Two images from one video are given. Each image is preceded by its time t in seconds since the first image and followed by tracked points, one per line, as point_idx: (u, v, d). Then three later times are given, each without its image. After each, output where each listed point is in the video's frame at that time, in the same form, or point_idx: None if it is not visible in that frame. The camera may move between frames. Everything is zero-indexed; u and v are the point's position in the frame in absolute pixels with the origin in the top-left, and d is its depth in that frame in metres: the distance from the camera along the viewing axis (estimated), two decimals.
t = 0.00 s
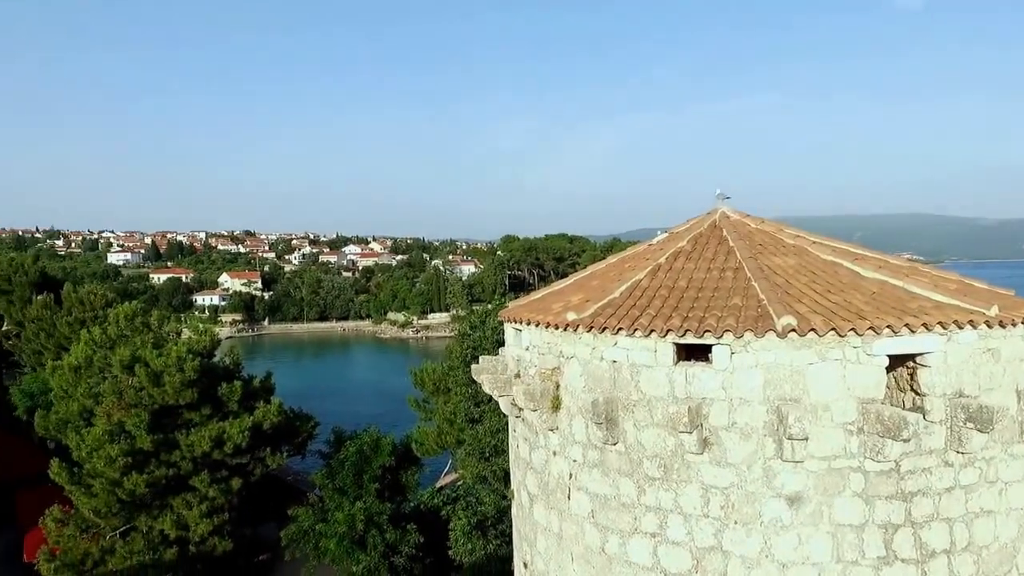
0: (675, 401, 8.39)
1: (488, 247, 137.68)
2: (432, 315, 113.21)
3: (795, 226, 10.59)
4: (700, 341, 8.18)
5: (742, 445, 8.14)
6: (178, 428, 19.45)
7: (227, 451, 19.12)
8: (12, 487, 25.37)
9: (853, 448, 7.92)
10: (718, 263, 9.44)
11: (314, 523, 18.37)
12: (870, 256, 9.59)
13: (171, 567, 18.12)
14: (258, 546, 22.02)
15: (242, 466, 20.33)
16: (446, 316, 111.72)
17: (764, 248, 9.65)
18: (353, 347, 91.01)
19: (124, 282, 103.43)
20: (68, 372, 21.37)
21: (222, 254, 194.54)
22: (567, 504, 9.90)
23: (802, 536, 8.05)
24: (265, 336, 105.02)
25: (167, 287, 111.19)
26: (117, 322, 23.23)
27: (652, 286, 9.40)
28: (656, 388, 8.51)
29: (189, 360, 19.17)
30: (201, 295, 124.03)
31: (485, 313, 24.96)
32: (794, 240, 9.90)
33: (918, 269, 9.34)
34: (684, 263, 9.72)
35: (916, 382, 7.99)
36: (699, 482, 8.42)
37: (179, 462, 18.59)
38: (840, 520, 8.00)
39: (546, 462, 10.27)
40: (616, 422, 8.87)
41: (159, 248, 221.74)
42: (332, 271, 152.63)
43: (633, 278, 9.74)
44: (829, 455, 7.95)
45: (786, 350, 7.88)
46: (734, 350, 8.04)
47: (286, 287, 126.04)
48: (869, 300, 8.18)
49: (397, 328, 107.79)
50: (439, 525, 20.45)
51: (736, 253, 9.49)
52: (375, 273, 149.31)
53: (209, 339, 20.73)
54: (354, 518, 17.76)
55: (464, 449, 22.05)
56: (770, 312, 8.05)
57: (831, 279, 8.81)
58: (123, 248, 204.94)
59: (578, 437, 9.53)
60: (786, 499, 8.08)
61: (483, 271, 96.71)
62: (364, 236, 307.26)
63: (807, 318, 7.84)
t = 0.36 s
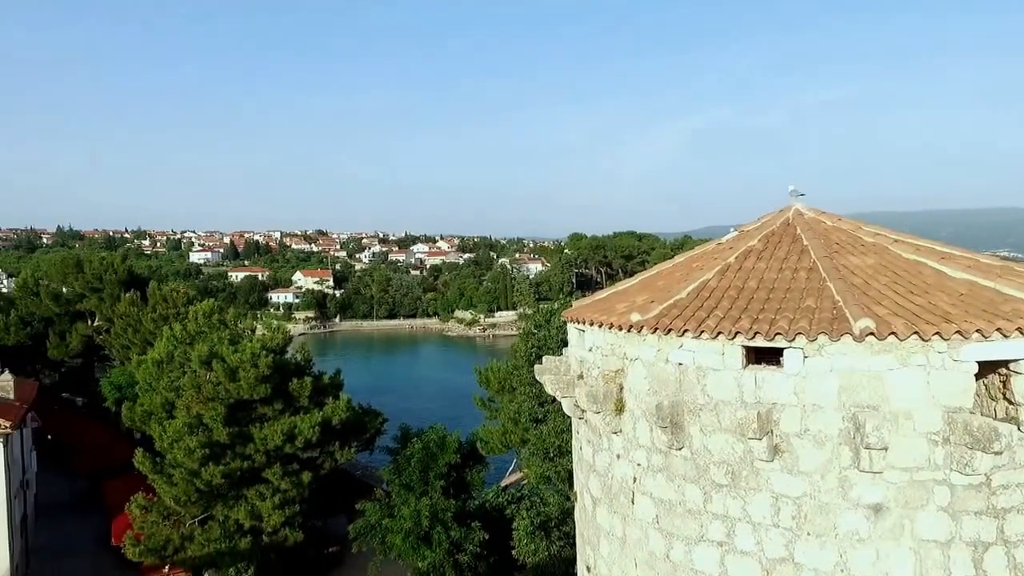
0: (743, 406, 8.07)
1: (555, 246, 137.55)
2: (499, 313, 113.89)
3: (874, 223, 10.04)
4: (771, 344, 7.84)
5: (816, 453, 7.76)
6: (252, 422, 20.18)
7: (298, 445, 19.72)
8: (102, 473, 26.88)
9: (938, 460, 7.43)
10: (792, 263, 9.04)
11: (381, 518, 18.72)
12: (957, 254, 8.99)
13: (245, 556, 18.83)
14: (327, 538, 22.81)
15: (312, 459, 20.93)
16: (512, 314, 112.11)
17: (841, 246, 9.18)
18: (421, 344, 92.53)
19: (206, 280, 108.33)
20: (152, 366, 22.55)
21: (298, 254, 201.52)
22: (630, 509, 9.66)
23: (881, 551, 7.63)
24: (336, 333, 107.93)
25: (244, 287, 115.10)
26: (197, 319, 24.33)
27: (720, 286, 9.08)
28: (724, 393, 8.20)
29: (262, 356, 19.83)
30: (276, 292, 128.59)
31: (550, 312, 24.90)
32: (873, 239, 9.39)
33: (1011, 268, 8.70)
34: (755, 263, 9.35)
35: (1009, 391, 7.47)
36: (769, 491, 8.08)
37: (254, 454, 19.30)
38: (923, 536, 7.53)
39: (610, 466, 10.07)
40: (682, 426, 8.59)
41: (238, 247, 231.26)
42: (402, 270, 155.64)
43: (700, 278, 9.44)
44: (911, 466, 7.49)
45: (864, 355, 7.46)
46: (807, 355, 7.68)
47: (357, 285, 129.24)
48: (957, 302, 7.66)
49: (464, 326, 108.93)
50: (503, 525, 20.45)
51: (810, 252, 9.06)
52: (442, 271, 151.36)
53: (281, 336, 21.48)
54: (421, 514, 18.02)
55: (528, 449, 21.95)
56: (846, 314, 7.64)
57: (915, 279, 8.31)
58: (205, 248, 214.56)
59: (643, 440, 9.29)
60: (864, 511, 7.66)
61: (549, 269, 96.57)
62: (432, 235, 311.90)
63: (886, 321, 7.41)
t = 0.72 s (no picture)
0: (817, 413, 7.75)
1: (620, 245, 136.10)
2: (563, 312, 113.50)
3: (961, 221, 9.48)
4: (847, 349, 7.51)
5: (897, 464, 7.37)
6: (322, 417, 20.67)
7: (365, 441, 20.09)
8: (183, 464, 28.14)
9: None
10: (870, 264, 8.63)
11: (446, 515, 18.95)
12: None
13: (315, 547, 19.43)
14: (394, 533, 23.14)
15: (379, 455, 21.35)
16: (577, 314, 111.72)
17: (925, 246, 8.70)
18: (486, 343, 93.25)
19: (280, 279, 111.99)
20: (229, 362, 23.51)
21: (367, 254, 206.44)
22: (697, 516, 9.41)
23: (969, 571, 7.18)
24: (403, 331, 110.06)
25: (315, 285, 119.17)
26: (271, 318, 25.22)
27: (793, 288, 8.75)
28: (796, 399, 7.89)
29: (332, 354, 20.33)
30: (346, 290, 131.89)
31: (614, 313, 24.47)
32: (960, 238, 8.86)
33: None
34: (830, 263, 8.97)
35: None
36: (845, 503, 7.73)
37: (323, 449, 19.80)
38: (1017, 557, 7.05)
39: (676, 471, 9.84)
40: (751, 433, 8.32)
41: (310, 247, 238.34)
42: (467, 269, 157.27)
43: (771, 279, 9.12)
44: (1002, 481, 7.02)
45: (950, 362, 7.04)
46: (887, 361, 7.31)
47: (423, 284, 131.18)
48: None
49: (529, 325, 109.18)
50: (567, 525, 20.32)
51: (890, 252, 8.63)
52: (507, 271, 152.07)
53: (350, 334, 22.03)
54: (484, 513, 18.13)
55: (592, 451, 21.65)
56: (930, 318, 7.23)
57: (1007, 282, 7.80)
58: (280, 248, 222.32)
59: (709, 446, 9.04)
60: (950, 527, 7.23)
61: (614, 269, 95.56)
62: (497, 234, 313.58)
63: (975, 326, 6.97)
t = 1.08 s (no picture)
0: (898, 423, 7.42)
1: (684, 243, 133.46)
2: (626, 311, 112.28)
3: None
4: (931, 356, 7.16)
5: (986, 479, 6.98)
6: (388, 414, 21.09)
7: (430, 438, 20.41)
8: (257, 457, 29.16)
9: None
10: (956, 266, 8.20)
11: (508, 514, 19.07)
12: None
13: (381, 540, 19.86)
14: (455, 529, 23.34)
15: (443, 453, 21.60)
16: (640, 313, 110.38)
17: (1017, 246, 8.21)
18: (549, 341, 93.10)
19: (346, 278, 114.98)
20: (300, 359, 24.26)
21: (431, 252, 209.32)
22: (767, 525, 9.16)
23: None
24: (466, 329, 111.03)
25: (381, 283, 121.42)
26: (339, 317, 25.88)
27: (871, 291, 8.40)
28: (875, 408, 7.58)
29: (397, 352, 20.69)
30: (410, 288, 133.95)
31: (680, 313, 24.29)
32: None
33: None
34: (911, 265, 8.57)
35: None
36: (928, 518, 7.37)
37: (389, 445, 20.29)
38: None
39: (745, 478, 9.60)
40: (826, 441, 8.04)
41: (376, 246, 243.25)
42: (529, 267, 157.45)
43: (847, 282, 8.78)
44: None
45: None
46: (975, 369, 6.94)
47: (485, 282, 131.92)
48: None
49: (591, 324, 108.53)
50: (632, 526, 20.10)
51: (978, 254, 8.18)
52: (569, 269, 151.55)
53: (415, 333, 22.35)
54: (547, 512, 18.15)
55: (656, 453, 21.42)
56: None
57: None
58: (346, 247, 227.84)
59: (781, 454, 8.78)
60: None
61: (679, 267, 93.84)
62: (559, 232, 312.85)
63: None
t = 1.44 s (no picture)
0: (988, 436, 7.02)
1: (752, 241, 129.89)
2: (691, 310, 110.12)
3: None
4: None
5: None
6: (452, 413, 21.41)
7: (494, 437, 20.57)
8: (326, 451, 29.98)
9: None
10: None
11: (572, 514, 19.01)
12: None
13: (446, 536, 20.04)
14: (516, 527, 23.52)
15: (507, 451, 21.71)
16: (706, 313, 108.06)
17: None
18: (612, 340, 92.23)
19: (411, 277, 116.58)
20: (368, 357, 24.81)
21: (492, 251, 210.41)
22: (843, 537, 8.84)
23: None
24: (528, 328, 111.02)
25: (445, 283, 122.65)
26: (405, 316, 26.35)
27: (958, 295, 7.99)
28: (963, 419, 7.19)
29: (462, 352, 20.93)
30: (473, 287, 135.08)
31: (750, 314, 23.70)
32: None
33: None
34: (1002, 268, 8.11)
35: None
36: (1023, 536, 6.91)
37: (454, 443, 20.55)
38: None
39: (819, 488, 9.30)
40: (908, 453, 7.71)
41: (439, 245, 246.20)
42: (592, 266, 156.31)
43: (932, 286, 8.38)
44: None
45: None
46: None
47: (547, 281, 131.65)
48: None
49: (655, 323, 106.91)
50: (698, 531, 19.73)
51: None
52: (632, 268, 149.65)
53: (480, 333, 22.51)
54: (611, 514, 18.01)
55: (724, 457, 20.97)
56: None
57: None
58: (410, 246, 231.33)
59: (858, 465, 8.46)
60: None
61: (746, 265, 91.31)
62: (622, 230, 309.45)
63: None
